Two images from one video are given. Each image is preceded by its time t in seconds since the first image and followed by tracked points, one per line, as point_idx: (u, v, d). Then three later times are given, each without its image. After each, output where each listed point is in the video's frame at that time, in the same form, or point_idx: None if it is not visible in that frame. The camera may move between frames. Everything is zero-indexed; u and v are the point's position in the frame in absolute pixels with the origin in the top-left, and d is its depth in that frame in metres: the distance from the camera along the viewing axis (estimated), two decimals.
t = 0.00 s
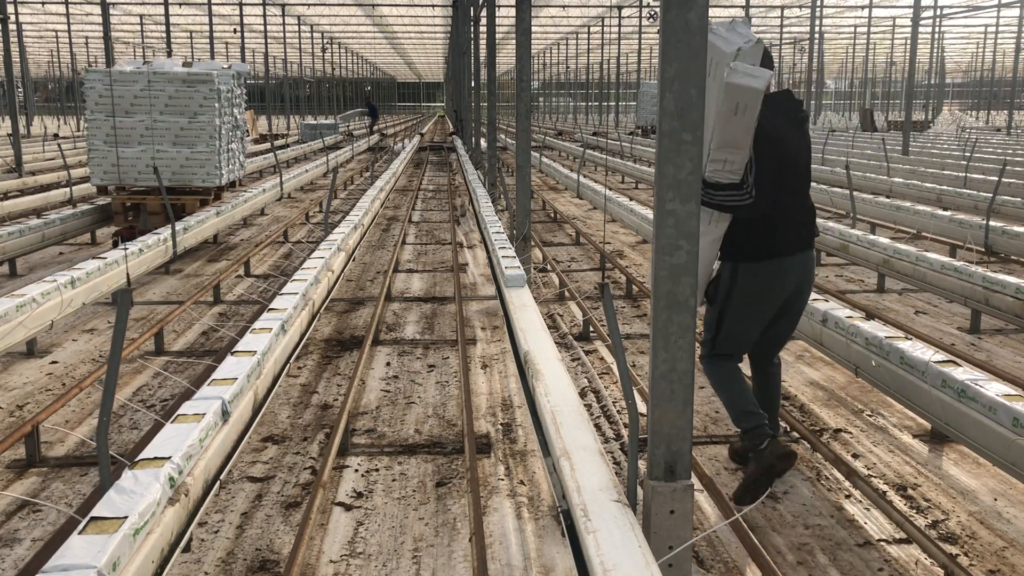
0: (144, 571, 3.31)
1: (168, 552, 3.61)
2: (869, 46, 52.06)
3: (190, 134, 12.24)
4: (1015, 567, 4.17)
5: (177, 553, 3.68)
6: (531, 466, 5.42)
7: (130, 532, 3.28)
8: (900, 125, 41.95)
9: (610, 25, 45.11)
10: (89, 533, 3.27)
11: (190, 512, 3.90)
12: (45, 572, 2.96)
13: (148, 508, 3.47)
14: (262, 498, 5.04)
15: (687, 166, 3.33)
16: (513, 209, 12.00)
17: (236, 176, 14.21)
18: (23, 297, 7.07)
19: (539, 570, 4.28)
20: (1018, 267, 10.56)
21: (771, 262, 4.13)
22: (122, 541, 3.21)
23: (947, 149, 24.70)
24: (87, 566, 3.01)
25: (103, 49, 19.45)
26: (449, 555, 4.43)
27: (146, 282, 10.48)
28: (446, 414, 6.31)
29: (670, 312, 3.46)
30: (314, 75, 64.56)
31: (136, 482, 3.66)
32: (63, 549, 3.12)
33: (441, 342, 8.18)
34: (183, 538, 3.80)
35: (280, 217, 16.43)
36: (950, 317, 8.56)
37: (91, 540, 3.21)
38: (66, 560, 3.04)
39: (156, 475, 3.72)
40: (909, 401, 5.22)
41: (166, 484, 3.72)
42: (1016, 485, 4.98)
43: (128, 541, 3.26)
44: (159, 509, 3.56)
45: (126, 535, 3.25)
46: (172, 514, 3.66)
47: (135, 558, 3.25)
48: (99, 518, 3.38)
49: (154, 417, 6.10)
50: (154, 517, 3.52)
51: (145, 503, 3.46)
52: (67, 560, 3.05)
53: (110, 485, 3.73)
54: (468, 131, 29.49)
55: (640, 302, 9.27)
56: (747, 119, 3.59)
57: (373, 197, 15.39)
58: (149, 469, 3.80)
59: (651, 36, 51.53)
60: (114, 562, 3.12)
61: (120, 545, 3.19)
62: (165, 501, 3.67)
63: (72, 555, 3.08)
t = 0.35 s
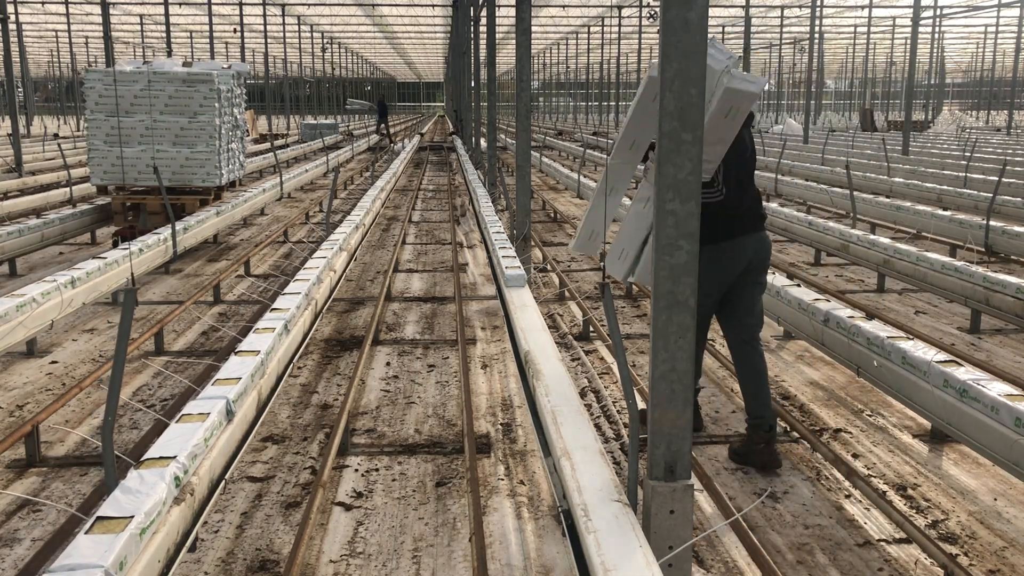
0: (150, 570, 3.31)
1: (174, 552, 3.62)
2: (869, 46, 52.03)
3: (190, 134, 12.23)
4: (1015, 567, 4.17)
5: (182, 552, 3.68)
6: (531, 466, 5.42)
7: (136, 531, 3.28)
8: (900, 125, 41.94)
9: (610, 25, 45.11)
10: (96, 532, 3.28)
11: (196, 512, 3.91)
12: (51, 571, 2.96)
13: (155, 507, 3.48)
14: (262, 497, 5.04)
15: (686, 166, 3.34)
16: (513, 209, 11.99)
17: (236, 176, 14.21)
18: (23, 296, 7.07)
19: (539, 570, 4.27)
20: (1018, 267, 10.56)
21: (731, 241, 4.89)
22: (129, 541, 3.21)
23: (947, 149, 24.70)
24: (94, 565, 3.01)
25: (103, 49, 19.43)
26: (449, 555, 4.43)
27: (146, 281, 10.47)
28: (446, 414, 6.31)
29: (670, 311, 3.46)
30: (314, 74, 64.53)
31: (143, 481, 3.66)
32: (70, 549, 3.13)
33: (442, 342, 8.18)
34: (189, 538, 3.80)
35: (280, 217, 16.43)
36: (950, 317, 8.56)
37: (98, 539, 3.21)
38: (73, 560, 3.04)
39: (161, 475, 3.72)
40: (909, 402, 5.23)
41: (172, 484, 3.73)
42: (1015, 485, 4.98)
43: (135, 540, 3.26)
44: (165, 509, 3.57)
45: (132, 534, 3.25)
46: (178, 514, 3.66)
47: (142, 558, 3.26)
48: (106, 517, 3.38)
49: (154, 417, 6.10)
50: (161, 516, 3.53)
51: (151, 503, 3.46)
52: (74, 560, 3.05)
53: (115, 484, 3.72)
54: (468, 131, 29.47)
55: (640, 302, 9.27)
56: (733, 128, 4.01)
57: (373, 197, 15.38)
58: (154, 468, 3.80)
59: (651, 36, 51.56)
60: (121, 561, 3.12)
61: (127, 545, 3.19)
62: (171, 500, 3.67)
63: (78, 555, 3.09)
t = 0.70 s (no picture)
0: (152, 570, 3.31)
1: (176, 551, 3.62)
2: (869, 46, 52.02)
3: (190, 134, 12.23)
4: (1015, 567, 4.17)
5: (184, 552, 3.69)
6: (532, 466, 5.42)
7: (139, 531, 3.28)
8: (900, 125, 41.93)
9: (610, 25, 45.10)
10: (98, 532, 3.28)
11: (198, 512, 3.91)
12: (54, 571, 2.96)
13: (157, 507, 3.48)
14: (262, 497, 5.04)
15: (687, 166, 3.33)
16: (513, 209, 11.99)
17: (236, 176, 14.20)
18: (24, 296, 7.07)
19: (539, 570, 4.27)
20: (1018, 267, 10.57)
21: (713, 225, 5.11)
22: (131, 540, 3.21)
23: (947, 150, 24.69)
24: (96, 564, 3.01)
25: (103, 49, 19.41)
26: (449, 555, 4.43)
27: (146, 281, 10.47)
28: (446, 414, 6.31)
29: (670, 312, 3.46)
30: (314, 74, 64.51)
31: (145, 481, 3.66)
32: (72, 549, 3.13)
33: (442, 342, 8.18)
34: (191, 538, 3.80)
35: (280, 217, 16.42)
36: (950, 318, 8.56)
37: (100, 539, 3.21)
38: (76, 560, 3.04)
39: (163, 475, 3.72)
40: (910, 402, 5.23)
41: (174, 483, 3.73)
42: (1015, 485, 4.98)
43: (137, 540, 3.26)
44: (167, 508, 3.57)
45: (135, 534, 3.25)
46: (180, 514, 3.66)
47: (144, 558, 3.26)
48: (108, 517, 3.39)
49: (155, 417, 6.10)
50: (163, 516, 3.53)
51: (153, 503, 3.46)
52: (77, 560, 3.06)
53: (117, 484, 3.72)
54: (468, 131, 29.47)
55: (640, 302, 9.27)
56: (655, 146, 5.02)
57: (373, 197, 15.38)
58: (157, 468, 3.80)
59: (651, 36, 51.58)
60: (124, 561, 3.12)
61: (130, 544, 3.19)
62: (173, 500, 3.67)
63: (81, 555, 3.09)
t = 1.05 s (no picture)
0: (151, 570, 3.31)
1: (175, 551, 3.62)
2: (869, 46, 52.00)
3: (190, 134, 12.23)
4: (1015, 567, 4.17)
5: (183, 551, 3.69)
6: (531, 466, 5.42)
7: (138, 531, 3.28)
8: (900, 125, 41.91)
9: (611, 25, 45.07)
10: (97, 532, 3.28)
11: (197, 512, 3.91)
12: (54, 570, 2.97)
13: (156, 507, 3.48)
14: (262, 497, 5.04)
15: (686, 165, 3.34)
16: (513, 209, 11.99)
17: (236, 176, 14.20)
18: (26, 296, 7.07)
19: (538, 570, 4.27)
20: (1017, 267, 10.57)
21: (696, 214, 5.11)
22: (130, 540, 3.21)
23: (947, 150, 24.69)
24: (95, 564, 3.01)
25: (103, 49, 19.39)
26: (449, 556, 4.43)
27: (146, 281, 10.47)
28: (446, 414, 6.31)
29: (670, 312, 3.46)
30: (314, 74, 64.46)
31: (144, 481, 3.66)
32: (71, 548, 3.13)
33: (442, 342, 8.18)
34: (190, 538, 3.80)
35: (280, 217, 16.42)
36: (950, 318, 8.57)
37: (99, 540, 3.21)
38: (75, 560, 3.04)
39: (163, 475, 3.72)
40: (911, 402, 5.23)
41: (173, 483, 3.72)
42: (1015, 485, 4.98)
43: (136, 540, 3.26)
44: (166, 508, 3.57)
45: (134, 534, 3.25)
46: (179, 514, 3.67)
47: (143, 559, 3.26)
48: (107, 517, 3.39)
49: (155, 416, 6.10)
50: (162, 516, 3.53)
51: (153, 503, 3.46)
52: (76, 559, 3.06)
53: (116, 484, 3.72)
54: (468, 131, 29.46)
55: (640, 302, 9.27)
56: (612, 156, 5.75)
57: (373, 197, 15.37)
58: (156, 468, 3.80)
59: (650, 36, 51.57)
60: (123, 561, 3.12)
61: (129, 544, 3.19)
62: (172, 500, 3.68)
63: (80, 554, 3.09)
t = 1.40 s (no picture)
0: (145, 570, 3.31)
1: (171, 552, 3.62)
2: (869, 46, 52.02)
3: (190, 134, 12.24)
4: (1015, 567, 4.17)
5: (179, 552, 3.69)
6: (531, 466, 5.42)
7: (133, 531, 3.28)
8: (900, 125, 41.91)
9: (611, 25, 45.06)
10: (92, 532, 3.28)
11: (192, 512, 3.91)
12: (48, 570, 2.97)
13: (152, 507, 3.48)
14: (262, 497, 5.04)
15: (686, 166, 3.34)
16: (513, 208, 11.98)
17: (236, 176, 14.20)
18: (28, 296, 7.07)
19: (538, 570, 4.28)
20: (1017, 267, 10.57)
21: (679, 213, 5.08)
22: (125, 540, 3.21)
23: (947, 150, 24.69)
24: (89, 565, 3.02)
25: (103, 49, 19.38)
26: (449, 555, 4.43)
27: (146, 281, 10.47)
28: (446, 414, 6.31)
29: (670, 312, 3.46)
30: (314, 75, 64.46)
31: (139, 481, 3.65)
32: (66, 548, 3.13)
33: (442, 342, 8.18)
34: (185, 538, 3.80)
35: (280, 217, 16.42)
36: (950, 318, 8.57)
37: (93, 540, 3.21)
38: (69, 560, 3.04)
39: (159, 475, 3.72)
40: (910, 402, 5.23)
41: (169, 484, 3.72)
42: (1015, 485, 4.98)
43: (131, 540, 3.26)
44: (161, 509, 3.57)
45: (129, 534, 3.25)
46: (174, 514, 3.67)
47: (138, 559, 3.26)
48: (102, 517, 3.39)
49: (155, 416, 6.11)
50: (156, 516, 3.53)
51: (148, 503, 3.46)
52: (70, 559, 3.05)
53: (112, 484, 3.72)
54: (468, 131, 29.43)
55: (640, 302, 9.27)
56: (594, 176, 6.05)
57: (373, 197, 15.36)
58: (152, 468, 3.80)
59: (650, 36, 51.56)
60: (117, 561, 3.12)
61: (124, 545, 3.19)
62: (168, 500, 3.68)
63: (75, 554, 3.09)
